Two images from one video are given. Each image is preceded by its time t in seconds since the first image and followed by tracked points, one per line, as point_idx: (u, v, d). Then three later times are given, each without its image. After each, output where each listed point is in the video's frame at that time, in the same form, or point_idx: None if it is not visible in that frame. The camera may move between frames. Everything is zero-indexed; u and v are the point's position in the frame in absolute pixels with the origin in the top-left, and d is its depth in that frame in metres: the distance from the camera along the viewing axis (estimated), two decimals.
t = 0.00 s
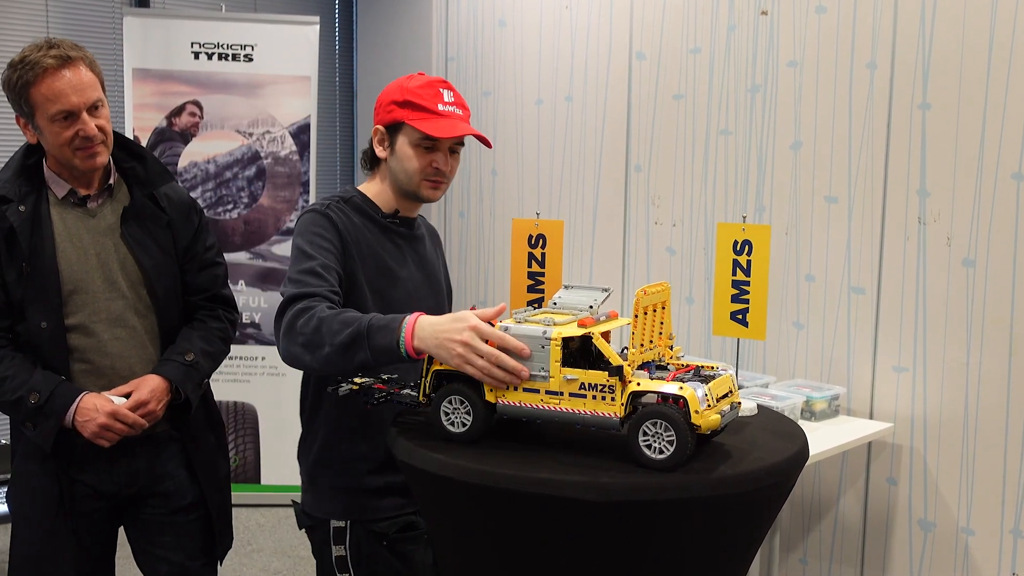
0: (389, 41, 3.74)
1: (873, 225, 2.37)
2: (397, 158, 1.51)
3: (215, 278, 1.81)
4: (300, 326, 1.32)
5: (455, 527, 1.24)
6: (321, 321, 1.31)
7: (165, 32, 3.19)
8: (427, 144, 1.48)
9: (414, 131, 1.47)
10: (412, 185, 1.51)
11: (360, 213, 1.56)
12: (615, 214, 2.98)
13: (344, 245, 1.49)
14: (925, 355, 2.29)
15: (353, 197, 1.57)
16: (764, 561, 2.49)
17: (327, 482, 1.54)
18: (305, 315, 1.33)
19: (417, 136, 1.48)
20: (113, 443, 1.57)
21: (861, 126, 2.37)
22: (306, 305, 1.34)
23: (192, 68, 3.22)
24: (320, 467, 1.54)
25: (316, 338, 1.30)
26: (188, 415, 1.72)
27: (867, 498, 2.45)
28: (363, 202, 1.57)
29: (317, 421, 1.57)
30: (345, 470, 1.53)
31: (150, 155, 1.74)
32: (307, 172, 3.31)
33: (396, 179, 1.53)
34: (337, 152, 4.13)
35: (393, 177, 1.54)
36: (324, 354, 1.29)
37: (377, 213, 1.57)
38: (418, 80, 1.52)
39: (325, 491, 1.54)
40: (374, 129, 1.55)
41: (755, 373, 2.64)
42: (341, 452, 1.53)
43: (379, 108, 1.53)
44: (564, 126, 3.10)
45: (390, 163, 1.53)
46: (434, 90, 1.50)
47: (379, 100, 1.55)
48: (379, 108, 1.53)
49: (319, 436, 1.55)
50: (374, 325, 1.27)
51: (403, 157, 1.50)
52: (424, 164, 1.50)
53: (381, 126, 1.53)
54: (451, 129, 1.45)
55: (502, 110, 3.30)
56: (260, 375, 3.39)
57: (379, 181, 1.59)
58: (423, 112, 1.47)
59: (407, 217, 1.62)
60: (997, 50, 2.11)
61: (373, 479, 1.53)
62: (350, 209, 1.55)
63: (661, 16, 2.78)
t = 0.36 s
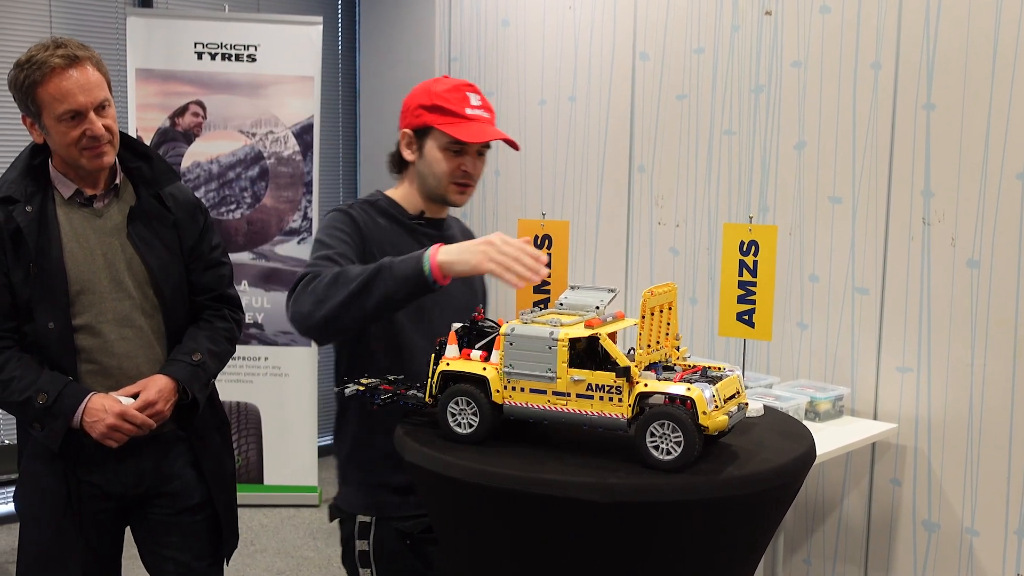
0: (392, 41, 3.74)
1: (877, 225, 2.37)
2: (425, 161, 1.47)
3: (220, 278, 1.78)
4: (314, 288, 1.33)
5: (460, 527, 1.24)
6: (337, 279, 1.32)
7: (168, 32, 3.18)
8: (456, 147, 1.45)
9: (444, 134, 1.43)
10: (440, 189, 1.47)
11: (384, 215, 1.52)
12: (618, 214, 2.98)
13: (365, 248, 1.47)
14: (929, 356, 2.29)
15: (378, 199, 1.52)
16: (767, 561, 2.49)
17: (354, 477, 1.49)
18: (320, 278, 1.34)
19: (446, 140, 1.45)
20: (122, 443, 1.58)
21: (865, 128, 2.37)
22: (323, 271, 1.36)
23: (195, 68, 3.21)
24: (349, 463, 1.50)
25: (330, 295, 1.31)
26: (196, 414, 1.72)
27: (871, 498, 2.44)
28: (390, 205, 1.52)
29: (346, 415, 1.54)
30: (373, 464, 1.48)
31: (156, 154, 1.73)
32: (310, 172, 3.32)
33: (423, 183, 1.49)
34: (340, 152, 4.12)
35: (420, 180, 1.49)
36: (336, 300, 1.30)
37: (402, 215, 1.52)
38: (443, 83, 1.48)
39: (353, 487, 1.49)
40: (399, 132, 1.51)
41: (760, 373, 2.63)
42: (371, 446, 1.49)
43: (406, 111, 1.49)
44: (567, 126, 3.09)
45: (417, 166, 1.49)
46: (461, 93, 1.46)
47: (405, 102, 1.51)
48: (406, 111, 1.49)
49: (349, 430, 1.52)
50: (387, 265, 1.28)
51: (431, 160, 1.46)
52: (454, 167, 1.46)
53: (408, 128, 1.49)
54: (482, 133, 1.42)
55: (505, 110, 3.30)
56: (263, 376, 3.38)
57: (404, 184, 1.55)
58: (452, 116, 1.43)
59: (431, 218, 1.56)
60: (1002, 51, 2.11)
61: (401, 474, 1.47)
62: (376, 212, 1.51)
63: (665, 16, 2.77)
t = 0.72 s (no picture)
0: (394, 42, 3.74)
1: (882, 225, 2.37)
2: (532, 164, 1.57)
3: (226, 278, 1.74)
4: (395, 265, 1.51)
5: (471, 530, 1.24)
6: (416, 266, 1.49)
7: (170, 32, 3.18)
8: (557, 153, 1.53)
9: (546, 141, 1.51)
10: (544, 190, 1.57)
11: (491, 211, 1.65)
12: (621, 215, 2.98)
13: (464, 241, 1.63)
14: (934, 356, 2.28)
15: (491, 196, 1.66)
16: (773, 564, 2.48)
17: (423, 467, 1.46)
18: (404, 259, 1.52)
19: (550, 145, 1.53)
20: (129, 446, 1.52)
21: (869, 128, 2.37)
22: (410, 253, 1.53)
23: (198, 69, 3.21)
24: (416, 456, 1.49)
25: (404, 276, 1.49)
26: (203, 415, 1.66)
27: (875, 499, 2.44)
28: (500, 203, 1.65)
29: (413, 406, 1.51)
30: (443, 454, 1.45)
31: (162, 155, 1.67)
32: (313, 172, 3.33)
33: (530, 184, 1.60)
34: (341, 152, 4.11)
35: (528, 181, 1.60)
36: (400, 285, 1.48)
37: (511, 211, 1.65)
38: (553, 91, 1.55)
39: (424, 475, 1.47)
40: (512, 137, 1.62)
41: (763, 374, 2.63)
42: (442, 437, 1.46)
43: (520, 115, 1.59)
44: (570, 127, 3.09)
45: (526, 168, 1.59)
46: (566, 101, 1.51)
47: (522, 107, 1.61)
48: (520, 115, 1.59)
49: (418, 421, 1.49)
50: (463, 271, 1.44)
51: (537, 164, 1.56)
52: (555, 172, 1.56)
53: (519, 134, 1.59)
54: (578, 140, 1.48)
55: (507, 111, 3.30)
56: (266, 376, 3.38)
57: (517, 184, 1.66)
58: (554, 124, 1.50)
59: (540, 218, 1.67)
60: (1005, 52, 2.11)
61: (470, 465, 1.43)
62: (484, 208, 1.65)
63: (668, 17, 2.77)
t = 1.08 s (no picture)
0: (397, 42, 3.73)
1: (886, 226, 2.36)
2: (569, 161, 1.55)
3: (233, 278, 1.74)
4: (427, 267, 1.54)
5: (477, 528, 1.24)
6: (444, 272, 1.51)
7: (173, 33, 3.17)
8: (592, 149, 1.50)
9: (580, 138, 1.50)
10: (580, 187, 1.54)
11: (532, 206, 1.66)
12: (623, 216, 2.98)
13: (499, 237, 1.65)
14: (938, 358, 2.28)
15: (534, 193, 1.67)
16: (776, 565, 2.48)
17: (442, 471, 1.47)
18: (435, 262, 1.55)
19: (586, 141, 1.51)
20: (143, 447, 1.51)
21: (873, 129, 2.37)
22: (441, 256, 1.56)
23: (201, 69, 3.20)
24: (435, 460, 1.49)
25: (430, 282, 1.51)
26: (213, 415, 1.67)
27: (879, 500, 2.44)
28: (542, 200, 1.66)
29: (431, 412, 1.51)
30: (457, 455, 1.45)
31: (170, 156, 1.67)
32: (316, 172, 3.34)
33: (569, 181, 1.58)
34: (344, 153, 4.11)
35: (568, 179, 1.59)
36: (428, 291, 1.50)
37: (552, 210, 1.65)
38: (593, 88, 1.54)
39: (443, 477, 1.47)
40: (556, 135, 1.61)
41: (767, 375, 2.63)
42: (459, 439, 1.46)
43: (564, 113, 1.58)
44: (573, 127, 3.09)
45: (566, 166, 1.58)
46: (604, 98, 1.50)
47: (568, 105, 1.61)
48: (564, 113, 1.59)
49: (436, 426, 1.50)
50: (477, 291, 1.45)
51: (573, 160, 1.54)
52: (591, 168, 1.52)
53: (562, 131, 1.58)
54: (608, 135, 1.46)
55: (510, 112, 3.30)
56: (269, 377, 3.38)
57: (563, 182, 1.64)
58: (589, 121, 1.49)
59: (585, 216, 1.64)
60: (1010, 53, 2.10)
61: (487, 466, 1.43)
62: (524, 205, 1.66)
63: (671, 17, 2.77)
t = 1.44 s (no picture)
0: (397, 42, 3.72)
1: (888, 226, 2.36)
2: (552, 161, 1.55)
3: (263, 281, 1.68)
4: (416, 301, 1.57)
5: (479, 528, 1.23)
6: (432, 299, 1.54)
7: (173, 33, 3.16)
8: (576, 146, 1.50)
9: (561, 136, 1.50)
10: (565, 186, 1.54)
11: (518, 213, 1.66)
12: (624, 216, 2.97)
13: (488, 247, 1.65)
14: (940, 358, 2.28)
15: (517, 200, 1.67)
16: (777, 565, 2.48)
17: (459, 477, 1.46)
18: (424, 294, 1.58)
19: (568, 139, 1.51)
20: (156, 445, 1.49)
21: (875, 129, 2.36)
22: (429, 287, 1.58)
23: (200, 69, 3.19)
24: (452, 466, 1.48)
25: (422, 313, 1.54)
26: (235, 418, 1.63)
27: (880, 501, 2.43)
28: (527, 206, 1.65)
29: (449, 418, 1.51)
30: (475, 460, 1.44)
31: (202, 157, 1.64)
32: (317, 172, 3.35)
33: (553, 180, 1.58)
34: (344, 153, 4.10)
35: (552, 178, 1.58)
36: (422, 324, 1.53)
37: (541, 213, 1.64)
38: (572, 85, 1.54)
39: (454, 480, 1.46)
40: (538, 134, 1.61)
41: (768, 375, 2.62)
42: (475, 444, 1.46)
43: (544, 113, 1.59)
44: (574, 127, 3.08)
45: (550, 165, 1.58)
46: (583, 93, 1.51)
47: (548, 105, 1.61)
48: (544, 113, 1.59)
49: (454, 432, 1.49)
50: (463, 303, 1.47)
51: (557, 159, 1.54)
52: (574, 166, 1.52)
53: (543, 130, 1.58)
54: (591, 133, 1.46)
55: (511, 111, 3.29)
56: (269, 377, 3.37)
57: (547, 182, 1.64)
58: (569, 119, 1.50)
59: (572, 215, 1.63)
60: (1013, 53, 2.10)
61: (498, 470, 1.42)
62: (508, 213, 1.66)
63: (672, 17, 2.77)
